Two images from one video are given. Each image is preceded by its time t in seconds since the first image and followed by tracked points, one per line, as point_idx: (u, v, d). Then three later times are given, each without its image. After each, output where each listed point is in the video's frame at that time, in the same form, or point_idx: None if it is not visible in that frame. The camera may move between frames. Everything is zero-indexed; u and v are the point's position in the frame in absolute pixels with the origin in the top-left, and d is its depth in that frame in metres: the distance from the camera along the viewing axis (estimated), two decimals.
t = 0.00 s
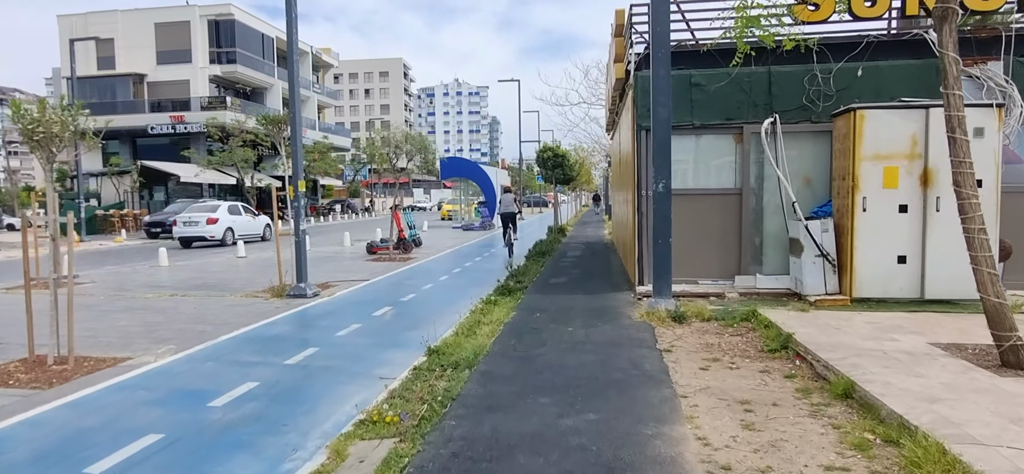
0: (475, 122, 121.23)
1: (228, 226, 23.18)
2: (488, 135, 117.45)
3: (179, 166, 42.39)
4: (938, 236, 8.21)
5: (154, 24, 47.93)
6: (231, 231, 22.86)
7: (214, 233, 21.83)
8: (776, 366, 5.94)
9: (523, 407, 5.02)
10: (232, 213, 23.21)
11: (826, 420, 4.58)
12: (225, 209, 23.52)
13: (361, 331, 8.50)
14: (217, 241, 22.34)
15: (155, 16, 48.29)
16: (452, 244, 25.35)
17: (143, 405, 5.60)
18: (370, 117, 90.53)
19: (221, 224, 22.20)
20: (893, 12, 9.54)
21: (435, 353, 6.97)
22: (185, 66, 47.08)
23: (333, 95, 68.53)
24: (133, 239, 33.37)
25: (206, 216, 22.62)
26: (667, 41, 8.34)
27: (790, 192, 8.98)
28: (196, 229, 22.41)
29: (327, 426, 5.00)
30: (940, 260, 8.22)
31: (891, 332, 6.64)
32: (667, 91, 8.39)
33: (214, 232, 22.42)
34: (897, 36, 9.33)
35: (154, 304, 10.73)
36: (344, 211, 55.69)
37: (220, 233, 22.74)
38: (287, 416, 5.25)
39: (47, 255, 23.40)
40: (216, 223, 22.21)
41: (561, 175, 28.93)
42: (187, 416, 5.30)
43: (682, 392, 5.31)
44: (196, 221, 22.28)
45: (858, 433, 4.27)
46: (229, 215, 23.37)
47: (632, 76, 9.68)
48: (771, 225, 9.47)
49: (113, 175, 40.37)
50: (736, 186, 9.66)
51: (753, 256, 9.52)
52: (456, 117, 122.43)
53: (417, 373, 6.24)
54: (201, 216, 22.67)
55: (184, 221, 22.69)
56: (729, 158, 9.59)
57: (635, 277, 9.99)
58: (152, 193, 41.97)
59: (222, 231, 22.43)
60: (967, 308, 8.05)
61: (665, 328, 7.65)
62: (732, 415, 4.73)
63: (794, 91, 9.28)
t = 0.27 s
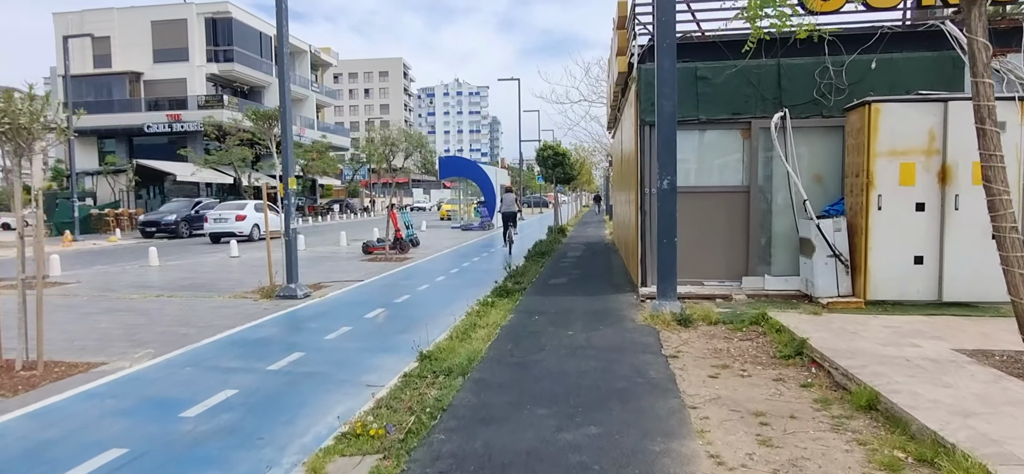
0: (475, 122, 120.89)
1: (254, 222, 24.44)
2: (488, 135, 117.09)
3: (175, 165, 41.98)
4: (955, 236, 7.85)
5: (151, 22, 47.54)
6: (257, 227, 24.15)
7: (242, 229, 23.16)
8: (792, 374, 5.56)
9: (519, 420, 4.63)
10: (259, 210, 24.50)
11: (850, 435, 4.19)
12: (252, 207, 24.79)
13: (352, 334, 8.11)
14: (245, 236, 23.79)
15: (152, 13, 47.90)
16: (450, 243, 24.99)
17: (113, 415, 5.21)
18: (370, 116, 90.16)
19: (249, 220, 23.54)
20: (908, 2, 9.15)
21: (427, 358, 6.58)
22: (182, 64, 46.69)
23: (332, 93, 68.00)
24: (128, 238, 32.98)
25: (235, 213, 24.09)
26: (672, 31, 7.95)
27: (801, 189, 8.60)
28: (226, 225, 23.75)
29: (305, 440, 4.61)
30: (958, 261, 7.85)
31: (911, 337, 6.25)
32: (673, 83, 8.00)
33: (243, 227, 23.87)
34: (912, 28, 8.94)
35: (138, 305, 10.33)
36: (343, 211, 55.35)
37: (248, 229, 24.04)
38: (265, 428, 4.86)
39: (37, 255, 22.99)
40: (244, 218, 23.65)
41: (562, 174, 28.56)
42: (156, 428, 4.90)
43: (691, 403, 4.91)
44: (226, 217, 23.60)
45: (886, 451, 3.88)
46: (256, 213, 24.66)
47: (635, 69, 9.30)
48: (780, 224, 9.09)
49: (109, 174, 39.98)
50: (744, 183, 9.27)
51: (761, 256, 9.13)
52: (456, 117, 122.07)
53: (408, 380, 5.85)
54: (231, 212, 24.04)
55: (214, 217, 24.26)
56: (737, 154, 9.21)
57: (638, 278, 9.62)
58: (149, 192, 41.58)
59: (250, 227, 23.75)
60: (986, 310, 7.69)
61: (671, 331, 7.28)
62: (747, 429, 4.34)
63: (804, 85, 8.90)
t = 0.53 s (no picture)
0: (475, 122, 120.51)
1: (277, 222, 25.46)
2: (488, 135, 116.70)
3: (171, 165, 41.56)
4: (975, 244, 7.46)
5: (147, 22, 47.14)
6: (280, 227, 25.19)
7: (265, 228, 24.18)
8: (809, 393, 5.17)
9: (513, 449, 4.24)
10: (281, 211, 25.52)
11: (879, 467, 3.80)
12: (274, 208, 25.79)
13: (340, 345, 7.71)
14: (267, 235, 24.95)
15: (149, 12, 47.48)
16: (448, 245, 24.61)
17: (75, 441, 4.81)
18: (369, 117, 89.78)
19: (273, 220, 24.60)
20: None
21: (418, 374, 6.17)
22: (179, 64, 46.29)
23: (330, 93, 67.58)
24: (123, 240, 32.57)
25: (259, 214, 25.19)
26: (678, 26, 7.55)
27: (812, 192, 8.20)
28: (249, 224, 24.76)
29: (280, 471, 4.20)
30: (978, 269, 7.47)
31: (934, 352, 5.86)
32: (679, 81, 7.61)
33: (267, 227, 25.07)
34: (928, 24, 8.56)
35: (121, 313, 9.94)
36: (341, 211, 54.97)
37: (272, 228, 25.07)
38: (237, 456, 4.46)
39: (28, 257, 22.61)
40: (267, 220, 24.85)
41: (562, 175, 28.18)
42: (119, 456, 4.50)
43: (701, 428, 4.51)
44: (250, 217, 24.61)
45: None
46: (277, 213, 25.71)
47: (638, 68, 8.91)
48: (790, 229, 8.71)
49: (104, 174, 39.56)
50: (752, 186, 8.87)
51: (769, 262, 8.75)
52: (456, 117, 121.69)
53: (396, 400, 5.45)
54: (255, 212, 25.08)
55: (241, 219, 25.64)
56: (744, 156, 8.83)
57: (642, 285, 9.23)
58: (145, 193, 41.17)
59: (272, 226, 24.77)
60: (1008, 321, 7.32)
61: (677, 344, 6.90)
62: (766, 460, 3.95)
63: (816, 84, 8.51)
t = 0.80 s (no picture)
0: (475, 122, 120.13)
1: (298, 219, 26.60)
2: (488, 135, 116.34)
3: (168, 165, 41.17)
4: (997, 242, 7.09)
5: (144, 21, 46.79)
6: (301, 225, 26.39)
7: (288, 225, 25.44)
8: (831, 403, 4.78)
9: (511, 464, 3.87)
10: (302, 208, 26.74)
11: None
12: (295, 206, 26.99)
13: (330, 348, 7.33)
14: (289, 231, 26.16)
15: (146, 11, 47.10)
16: (448, 245, 24.23)
17: (37, 454, 4.44)
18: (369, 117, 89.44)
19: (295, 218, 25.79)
20: None
21: (411, 380, 5.79)
22: (176, 63, 45.94)
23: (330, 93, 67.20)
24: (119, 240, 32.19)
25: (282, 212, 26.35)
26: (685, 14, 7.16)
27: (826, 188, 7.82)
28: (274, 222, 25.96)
29: None
30: (1000, 269, 7.11)
31: (961, 357, 5.48)
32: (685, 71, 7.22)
33: (288, 224, 26.37)
34: (944, 12, 8.20)
35: (105, 315, 9.55)
36: (341, 211, 54.59)
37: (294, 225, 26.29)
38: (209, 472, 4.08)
39: (19, 257, 22.21)
40: (289, 217, 26.11)
41: (562, 174, 27.80)
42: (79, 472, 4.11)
43: (716, 442, 4.13)
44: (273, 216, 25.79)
45: None
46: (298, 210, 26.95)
47: (642, 59, 8.54)
48: (801, 227, 8.33)
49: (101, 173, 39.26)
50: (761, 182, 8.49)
51: (780, 262, 8.36)
52: (456, 117, 121.35)
53: (384, 408, 5.05)
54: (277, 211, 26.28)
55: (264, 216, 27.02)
56: (753, 152, 8.46)
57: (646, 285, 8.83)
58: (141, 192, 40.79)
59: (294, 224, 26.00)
60: None
61: (685, 347, 6.52)
62: None
63: (828, 76, 8.14)
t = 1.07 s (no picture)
0: (475, 122, 119.76)
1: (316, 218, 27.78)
2: (488, 135, 115.99)
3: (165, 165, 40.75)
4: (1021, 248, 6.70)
5: (141, 20, 46.38)
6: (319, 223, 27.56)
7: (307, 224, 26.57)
8: (853, 429, 4.37)
9: None
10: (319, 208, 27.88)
11: None
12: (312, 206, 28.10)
13: (315, 361, 6.94)
14: (308, 229, 27.39)
15: (142, 10, 46.66)
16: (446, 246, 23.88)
17: None
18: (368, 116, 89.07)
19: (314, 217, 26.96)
20: None
21: (399, 398, 5.39)
22: (173, 62, 45.53)
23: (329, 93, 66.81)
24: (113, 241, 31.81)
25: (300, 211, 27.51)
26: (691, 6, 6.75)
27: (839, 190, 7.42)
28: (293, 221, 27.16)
29: None
30: None
31: (991, 375, 5.08)
32: (692, 67, 6.81)
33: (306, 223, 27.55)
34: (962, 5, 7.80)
35: (84, 323, 9.15)
36: (340, 212, 54.26)
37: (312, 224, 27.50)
38: None
39: (9, 260, 21.79)
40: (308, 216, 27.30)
41: (562, 174, 27.44)
42: None
43: None
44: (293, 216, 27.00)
45: None
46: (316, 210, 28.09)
47: (646, 55, 8.14)
48: (812, 231, 7.94)
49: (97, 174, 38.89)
50: (770, 184, 8.09)
51: (789, 268, 7.97)
52: (456, 116, 121.00)
53: (368, 432, 4.66)
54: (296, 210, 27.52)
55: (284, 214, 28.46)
56: (762, 152, 8.07)
57: (649, 292, 8.44)
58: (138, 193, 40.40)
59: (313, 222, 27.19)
60: None
61: (691, 361, 6.13)
62: None
63: (840, 72, 7.75)
